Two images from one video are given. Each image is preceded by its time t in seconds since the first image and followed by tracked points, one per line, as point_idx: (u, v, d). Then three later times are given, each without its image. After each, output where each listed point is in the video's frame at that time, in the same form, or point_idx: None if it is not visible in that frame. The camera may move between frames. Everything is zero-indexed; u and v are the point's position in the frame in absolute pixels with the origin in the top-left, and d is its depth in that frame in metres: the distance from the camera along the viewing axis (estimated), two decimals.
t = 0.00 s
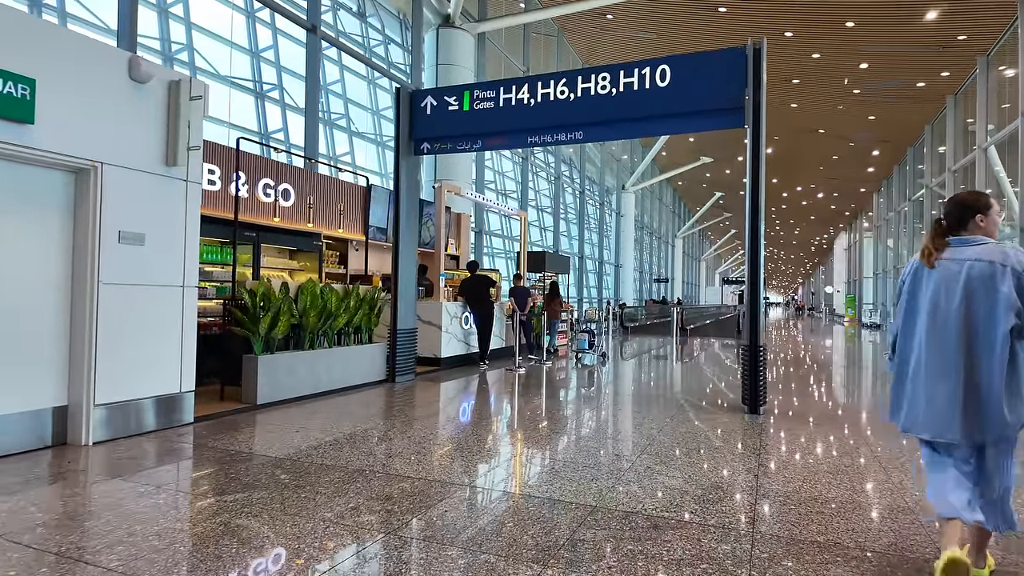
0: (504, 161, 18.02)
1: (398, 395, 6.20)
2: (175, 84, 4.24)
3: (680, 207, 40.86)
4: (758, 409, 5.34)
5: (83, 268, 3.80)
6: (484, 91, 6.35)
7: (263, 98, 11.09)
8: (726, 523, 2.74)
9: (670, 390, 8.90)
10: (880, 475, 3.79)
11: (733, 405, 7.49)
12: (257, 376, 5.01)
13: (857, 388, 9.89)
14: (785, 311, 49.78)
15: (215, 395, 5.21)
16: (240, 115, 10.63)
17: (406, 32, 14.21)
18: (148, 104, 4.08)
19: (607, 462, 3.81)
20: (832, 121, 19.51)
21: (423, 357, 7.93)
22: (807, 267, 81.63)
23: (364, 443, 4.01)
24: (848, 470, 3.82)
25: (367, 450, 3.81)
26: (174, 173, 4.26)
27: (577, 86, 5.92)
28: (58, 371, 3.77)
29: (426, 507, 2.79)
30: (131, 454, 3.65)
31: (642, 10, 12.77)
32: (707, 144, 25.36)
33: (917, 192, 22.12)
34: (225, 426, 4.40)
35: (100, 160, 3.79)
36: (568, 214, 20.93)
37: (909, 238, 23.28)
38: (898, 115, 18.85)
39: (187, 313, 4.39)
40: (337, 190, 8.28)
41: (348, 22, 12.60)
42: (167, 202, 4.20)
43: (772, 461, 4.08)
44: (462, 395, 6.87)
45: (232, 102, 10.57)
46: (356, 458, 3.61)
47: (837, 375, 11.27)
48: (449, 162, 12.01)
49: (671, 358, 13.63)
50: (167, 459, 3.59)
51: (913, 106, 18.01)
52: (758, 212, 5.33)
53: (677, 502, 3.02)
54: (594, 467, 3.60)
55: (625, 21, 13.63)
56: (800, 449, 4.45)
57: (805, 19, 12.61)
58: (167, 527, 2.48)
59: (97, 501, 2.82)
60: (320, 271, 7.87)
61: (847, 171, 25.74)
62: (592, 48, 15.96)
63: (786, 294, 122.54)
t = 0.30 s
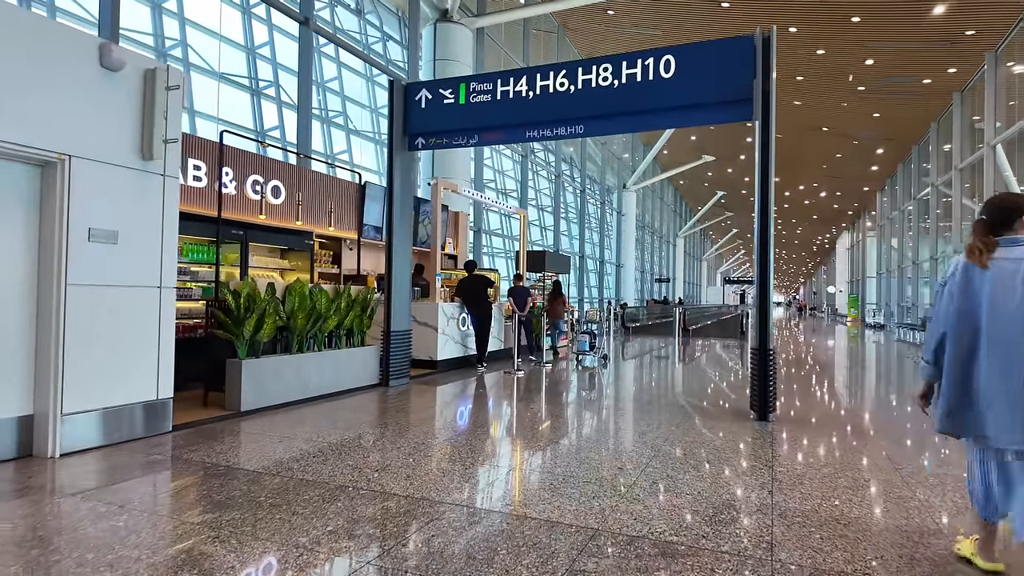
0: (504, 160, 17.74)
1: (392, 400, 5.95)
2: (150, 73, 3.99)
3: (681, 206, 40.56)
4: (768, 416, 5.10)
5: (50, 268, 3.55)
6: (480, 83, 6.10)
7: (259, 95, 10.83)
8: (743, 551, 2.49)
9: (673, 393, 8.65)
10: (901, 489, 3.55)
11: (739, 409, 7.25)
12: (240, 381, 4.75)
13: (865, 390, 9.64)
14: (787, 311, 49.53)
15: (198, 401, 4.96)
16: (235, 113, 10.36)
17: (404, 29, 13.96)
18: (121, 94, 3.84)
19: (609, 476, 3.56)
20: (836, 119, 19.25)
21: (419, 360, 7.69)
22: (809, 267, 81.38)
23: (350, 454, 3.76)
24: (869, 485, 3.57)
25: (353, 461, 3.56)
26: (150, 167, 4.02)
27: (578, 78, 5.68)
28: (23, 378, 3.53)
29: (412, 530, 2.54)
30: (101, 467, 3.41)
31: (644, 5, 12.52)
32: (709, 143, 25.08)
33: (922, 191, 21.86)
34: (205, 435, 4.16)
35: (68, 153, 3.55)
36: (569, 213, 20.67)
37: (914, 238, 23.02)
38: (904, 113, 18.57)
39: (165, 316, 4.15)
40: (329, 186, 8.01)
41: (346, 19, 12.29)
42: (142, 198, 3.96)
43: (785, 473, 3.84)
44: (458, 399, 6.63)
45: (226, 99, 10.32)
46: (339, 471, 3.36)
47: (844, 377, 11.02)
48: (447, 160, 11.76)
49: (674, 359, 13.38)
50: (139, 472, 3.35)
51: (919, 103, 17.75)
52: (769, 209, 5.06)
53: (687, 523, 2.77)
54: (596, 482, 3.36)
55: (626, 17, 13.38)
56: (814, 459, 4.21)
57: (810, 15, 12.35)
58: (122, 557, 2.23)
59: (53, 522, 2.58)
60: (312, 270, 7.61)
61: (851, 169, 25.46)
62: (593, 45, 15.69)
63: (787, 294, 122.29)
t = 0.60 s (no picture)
0: (510, 159, 17.49)
1: (392, 402, 5.74)
2: (135, 58, 3.79)
3: (689, 205, 40.16)
4: (787, 421, 4.83)
5: (26, 264, 3.35)
6: (483, 74, 5.88)
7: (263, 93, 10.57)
8: None
9: (684, 395, 8.36)
10: (938, 502, 3.28)
11: (754, 412, 6.98)
12: (233, 383, 4.55)
13: (884, 392, 9.31)
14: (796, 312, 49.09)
15: (189, 404, 4.76)
16: (237, 111, 10.17)
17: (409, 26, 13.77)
18: (103, 81, 3.64)
19: (621, 485, 3.32)
20: (848, 116, 18.92)
21: (422, 361, 7.47)
22: (818, 267, 80.75)
23: (343, 461, 3.52)
24: (902, 497, 3.30)
25: (346, 469, 3.34)
26: (135, 159, 3.82)
27: (586, 67, 5.45)
28: None
29: (405, 551, 2.30)
30: (78, 475, 3.19)
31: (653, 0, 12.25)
32: (718, 141, 24.76)
33: (936, 188, 21.44)
34: (193, 441, 3.94)
35: (46, 142, 3.34)
36: (575, 212, 20.40)
37: (928, 236, 22.60)
38: (918, 109, 18.19)
39: (152, 315, 3.95)
40: (325, 182, 7.82)
41: (350, 16, 12.10)
42: (126, 191, 3.76)
43: (811, 484, 3.57)
44: (462, 401, 6.41)
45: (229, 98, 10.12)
46: (330, 480, 3.14)
47: (860, 378, 10.71)
48: (452, 157, 11.54)
49: (683, 360, 13.08)
50: (117, 481, 3.12)
51: (933, 99, 17.37)
52: (788, 204, 4.80)
53: (709, 542, 2.52)
54: (607, 493, 3.11)
55: (633, 13, 13.12)
56: (838, 467, 3.95)
57: (824, 7, 12.02)
58: None
59: (14, 538, 2.36)
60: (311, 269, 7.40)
61: (862, 167, 25.06)
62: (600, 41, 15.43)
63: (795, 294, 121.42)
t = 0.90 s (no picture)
0: (516, 158, 17.23)
1: (391, 408, 5.49)
2: (113, 46, 3.56)
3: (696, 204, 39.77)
4: (807, 431, 4.56)
5: None
6: (486, 66, 5.64)
7: (266, 91, 10.31)
8: None
9: (695, 399, 8.08)
10: (979, 524, 3.00)
11: (768, 417, 6.71)
12: (221, 389, 4.32)
13: (901, 395, 8.99)
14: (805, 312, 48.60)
15: (177, 411, 4.54)
16: (238, 109, 9.91)
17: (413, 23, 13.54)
18: (78, 70, 3.41)
19: (633, 504, 3.05)
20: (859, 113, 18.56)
21: (424, 365, 7.22)
22: (827, 266, 80.09)
23: (334, 476, 3.28)
24: (939, 519, 3.03)
25: (334, 486, 3.10)
26: (114, 154, 3.60)
27: (593, 58, 5.19)
28: None
29: None
30: (46, 492, 2.96)
31: None
32: (727, 138, 24.42)
33: (950, 186, 21.02)
34: (176, 452, 3.71)
35: (14, 135, 3.11)
36: (582, 212, 20.12)
37: (941, 235, 22.19)
38: (932, 105, 17.80)
39: (133, 319, 3.73)
40: (321, 180, 7.63)
41: (355, 14, 11.84)
42: (104, 187, 3.53)
43: (837, 501, 3.31)
44: (465, 406, 6.17)
45: (230, 96, 9.87)
46: (316, 500, 2.90)
47: (874, 380, 10.40)
48: (456, 155, 11.31)
49: (692, 362, 12.80)
50: (87, 499, 2.89)
51: (948, 95, 16.99)
52: (808, 201, 4.53)
53: None
54: (618, 515, 2.85)
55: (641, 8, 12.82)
56: (865, 482, 3.68)
57: None
58: None
59: None
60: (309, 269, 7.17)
61: (873, 165, 24.65)
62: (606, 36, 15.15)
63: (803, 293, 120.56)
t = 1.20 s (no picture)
0: (517, 156, 17.01)
1: (381, 410, 5.26)
2: (78, 25, 3.34)
3: (698, 203, 39.52)
4: (818, 436, 4.32)
5: None
6: (480, 54, 5.41)
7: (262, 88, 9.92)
8: None
9: (699, 400, 7.83)
10: (1011, 539, 2.75)
11: (774, 419, 6.48)
12: (199, 391, 4.10)
13: (910, 396, 8.73)
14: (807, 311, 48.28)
15: (154, 415, 4.31)
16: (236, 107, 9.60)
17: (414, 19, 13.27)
18: (39, 50, 3.19)
19: (632, 517, 2.81)
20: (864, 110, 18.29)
21: (417, 365, 6.97)
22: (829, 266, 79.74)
23: (311, 485, 3.04)
24: (966, 533, 2.78)
25: (309, 496, 2.86)
26: (81, 140, 3.37)
27: (592, 44, 4.96)
28: None
29: None
30: None
31: None
32: (730, 136, 24.15)
33: (956, 184, 20.72)
34: (147, 459, 3.48)
35: None
36: (583, 210, 19.88)
37: (947, 234, 21.92)
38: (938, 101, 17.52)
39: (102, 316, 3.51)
40: (315, 174, 7.43)
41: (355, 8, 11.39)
42: (68, 175, 3.31)
43: (854, 513, 3.06)
44: (461, 407, 5.94)
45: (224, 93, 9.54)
46: (289, 512, 2.67)
47: (882, 380, 10.14)
48: (454, 151, 11.10)
49: (695, 361, 12.54)
50: (41, 511, 2.66)
51: (954, 90, 16.71)
52: (819, 192, 4.29)
53: None
54: (616, 530, 2.62)
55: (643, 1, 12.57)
56: (883, 491, 3.43)
57: None
58: None
59: None
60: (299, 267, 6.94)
61: (877, 163, 24.38)
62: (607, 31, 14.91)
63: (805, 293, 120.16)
